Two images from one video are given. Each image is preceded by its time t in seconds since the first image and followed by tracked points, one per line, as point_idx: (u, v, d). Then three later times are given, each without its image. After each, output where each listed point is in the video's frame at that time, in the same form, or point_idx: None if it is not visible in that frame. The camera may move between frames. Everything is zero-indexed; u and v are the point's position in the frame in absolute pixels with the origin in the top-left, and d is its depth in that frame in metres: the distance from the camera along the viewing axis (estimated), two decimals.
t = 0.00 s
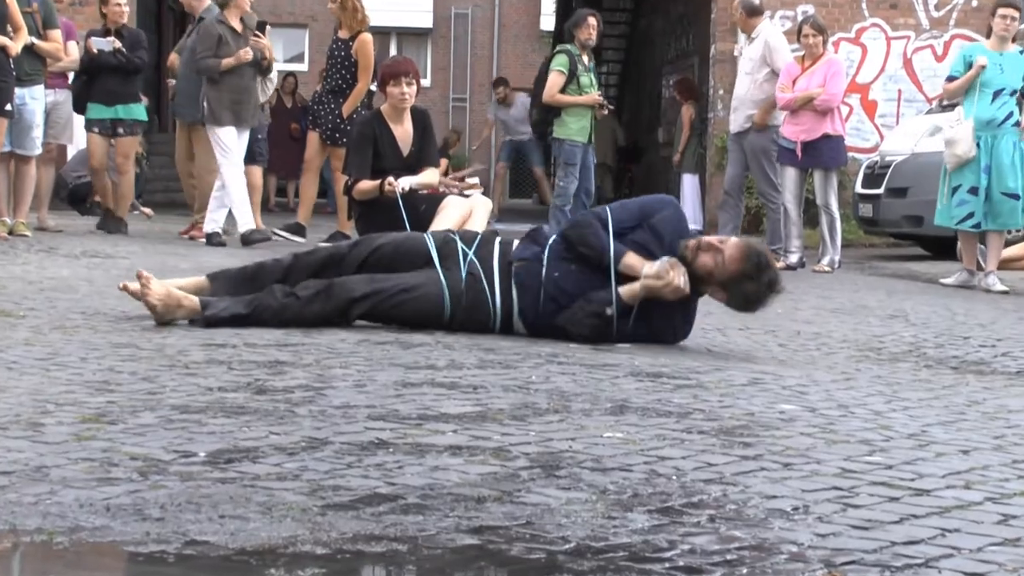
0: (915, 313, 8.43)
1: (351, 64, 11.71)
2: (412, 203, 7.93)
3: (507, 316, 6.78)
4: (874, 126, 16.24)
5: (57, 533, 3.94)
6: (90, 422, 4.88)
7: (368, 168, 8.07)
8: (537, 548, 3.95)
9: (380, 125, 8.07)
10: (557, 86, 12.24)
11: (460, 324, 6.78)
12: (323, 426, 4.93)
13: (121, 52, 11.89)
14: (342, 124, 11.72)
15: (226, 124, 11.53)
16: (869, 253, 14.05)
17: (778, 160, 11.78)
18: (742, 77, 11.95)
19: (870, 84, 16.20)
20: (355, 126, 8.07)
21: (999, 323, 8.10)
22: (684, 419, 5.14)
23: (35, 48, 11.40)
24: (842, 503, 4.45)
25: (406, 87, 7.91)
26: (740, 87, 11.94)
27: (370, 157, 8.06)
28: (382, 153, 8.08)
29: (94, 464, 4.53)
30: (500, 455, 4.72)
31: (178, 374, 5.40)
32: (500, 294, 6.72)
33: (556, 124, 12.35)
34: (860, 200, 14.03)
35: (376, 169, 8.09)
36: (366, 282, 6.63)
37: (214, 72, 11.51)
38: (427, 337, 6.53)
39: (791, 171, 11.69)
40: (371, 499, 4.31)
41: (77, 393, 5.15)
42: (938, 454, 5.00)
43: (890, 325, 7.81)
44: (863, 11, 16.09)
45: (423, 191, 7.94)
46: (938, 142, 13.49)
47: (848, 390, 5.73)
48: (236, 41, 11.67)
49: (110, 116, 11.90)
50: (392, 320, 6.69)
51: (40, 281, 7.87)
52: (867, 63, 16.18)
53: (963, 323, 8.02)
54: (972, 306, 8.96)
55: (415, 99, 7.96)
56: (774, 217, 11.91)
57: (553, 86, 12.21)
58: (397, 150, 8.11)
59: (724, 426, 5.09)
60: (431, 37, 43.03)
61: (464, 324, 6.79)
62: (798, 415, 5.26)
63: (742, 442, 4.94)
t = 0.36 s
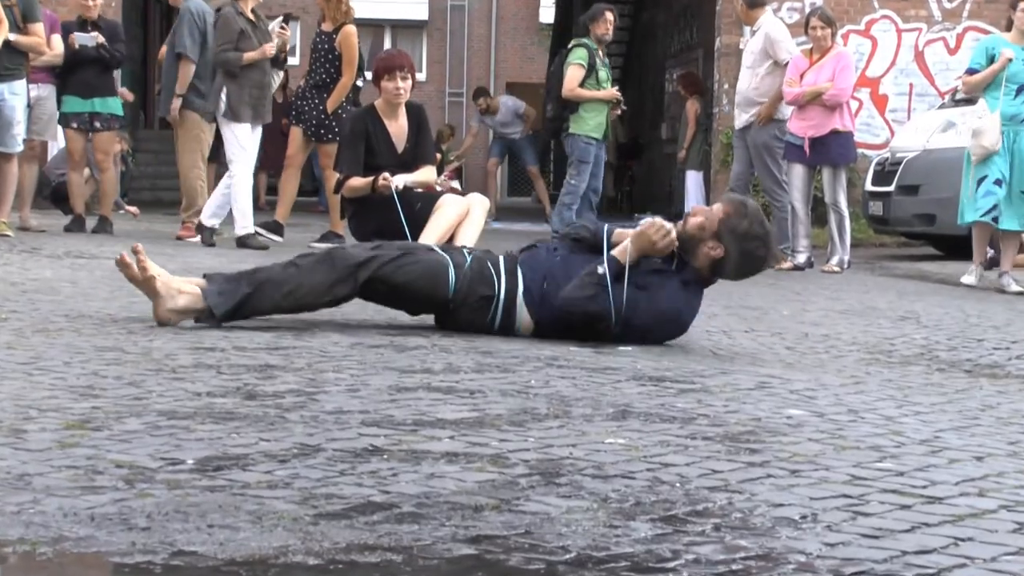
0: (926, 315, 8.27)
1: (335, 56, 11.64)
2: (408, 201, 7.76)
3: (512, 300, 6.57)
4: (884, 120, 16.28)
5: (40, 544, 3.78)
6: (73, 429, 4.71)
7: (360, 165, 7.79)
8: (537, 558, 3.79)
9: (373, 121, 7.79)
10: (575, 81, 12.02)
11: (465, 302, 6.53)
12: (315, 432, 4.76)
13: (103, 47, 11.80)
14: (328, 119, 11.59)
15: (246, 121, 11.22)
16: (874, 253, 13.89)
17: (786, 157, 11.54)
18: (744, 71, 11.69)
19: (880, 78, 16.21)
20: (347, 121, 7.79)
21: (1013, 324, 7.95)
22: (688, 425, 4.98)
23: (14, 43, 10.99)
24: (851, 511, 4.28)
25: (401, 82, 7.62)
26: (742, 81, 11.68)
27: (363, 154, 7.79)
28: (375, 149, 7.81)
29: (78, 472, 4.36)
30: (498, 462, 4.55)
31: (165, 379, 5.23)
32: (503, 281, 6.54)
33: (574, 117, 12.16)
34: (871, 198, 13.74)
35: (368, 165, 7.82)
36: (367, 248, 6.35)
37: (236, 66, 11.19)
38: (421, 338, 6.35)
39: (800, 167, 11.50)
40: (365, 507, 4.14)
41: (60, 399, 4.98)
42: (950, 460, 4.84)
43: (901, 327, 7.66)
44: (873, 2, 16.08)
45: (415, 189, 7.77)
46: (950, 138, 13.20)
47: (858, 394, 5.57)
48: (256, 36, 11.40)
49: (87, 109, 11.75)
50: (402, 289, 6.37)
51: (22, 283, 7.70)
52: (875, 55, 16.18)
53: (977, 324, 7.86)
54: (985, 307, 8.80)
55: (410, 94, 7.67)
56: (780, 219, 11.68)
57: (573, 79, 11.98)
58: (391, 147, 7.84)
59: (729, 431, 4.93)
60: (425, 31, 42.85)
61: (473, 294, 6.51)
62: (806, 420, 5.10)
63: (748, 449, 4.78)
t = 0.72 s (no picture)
0: (942, 325, 8.11)
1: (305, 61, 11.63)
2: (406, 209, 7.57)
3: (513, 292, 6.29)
4: (898, 123, 15.52)
5: (24, 565, 3.61)
6: (59, 446, 4.54)
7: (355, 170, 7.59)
8: None
9: (369, 124, 7.61)
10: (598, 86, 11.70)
11: (465, 294, 6.27)
12: (310, 448, 4.59)
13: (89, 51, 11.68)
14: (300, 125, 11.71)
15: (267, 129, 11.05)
16: (883, 262, 13.74)
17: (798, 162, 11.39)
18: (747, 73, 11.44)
19: (893, 80, 15.49)
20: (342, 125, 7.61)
21: None
22: (696, 439, 4.82)
23: None
24: (866, 528, 4.11)
25: (398, 85, 7.48)
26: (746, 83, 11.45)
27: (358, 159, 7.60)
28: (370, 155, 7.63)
29: (64, 490, 4.19)
30: (499, 479, 4.38)
31: (154, 394, 5.07)
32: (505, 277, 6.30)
33: (595, 122, 11.84)
34: (884, 205, 13.47)
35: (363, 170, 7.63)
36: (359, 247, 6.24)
37: (268, 69, 11.07)
38: (419, 350, 6.18)
39: (810, 172, 11.34)
40: (361, 526, 3.97)
41: (46, 415, 4.81)
42: (968, 475, 4.67)
43: (915, 337, 7.50)
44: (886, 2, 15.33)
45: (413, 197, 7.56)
46: (967, 141, 12.90)
47: (872, 407, 5.41)
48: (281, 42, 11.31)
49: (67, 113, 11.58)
50: (397, 274, 6.14)
51: (8, 295, 7.54)
52: (888, 57, 15.44)
53: (992, 334, 7.69)
54: (1001, 316, 8.62)
55: (407, 97, 7.51)
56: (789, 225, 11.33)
57: (596, 84, 11.66)
58: (387, 152, 7.65)
59: (739, 446, 4.76)
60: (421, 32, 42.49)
61: (473, 283, 6.25)
62: (819, 434, 4.94)
63: (758, 464, 4.60)
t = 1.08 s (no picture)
0: (959, 334, 7.94)
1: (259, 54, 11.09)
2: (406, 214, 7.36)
3: (517, 295, 6.08)
4: (913, 126, 15.18)
5: None
6: (46, 460, 4.38)
7: (351, 174, 7.40)
8: None
9: (365, 126, 7.44)
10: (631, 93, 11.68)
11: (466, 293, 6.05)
12: (305, 463, 4.43)
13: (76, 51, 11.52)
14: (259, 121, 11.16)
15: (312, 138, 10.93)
16: (896, 268, 13.57)
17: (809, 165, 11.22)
18: (757, 74, 11.27)
19: (908, 80, 15.15)
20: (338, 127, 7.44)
21: None
22: (704, 452, 4.66)
23: None
24: (880, 545, 3.93)
25: (394, 87, 7.33)
26: (755, 84, 11.28)
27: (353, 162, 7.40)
28: (365, 158, 7.45)
29: (51, 507, 4.02)
30: (500, 494, 4.22)
31: (143, 407, 4.92)
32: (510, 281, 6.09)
33: (624, 129, 11.86)
34: (899, 210, 13.08)
35: (358, 174, 7.43)
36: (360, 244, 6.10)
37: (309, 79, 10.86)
38: (417, 361, 6.02)
39: (823, 176, 11.16)
40: (358, 543, 3.80)
41: (31, 428, 4.66)
42: (985, 490, 4.51)
43: (931, 347, 7.33)
44: None
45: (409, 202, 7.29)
46: (983, 145, 12.51)
47: (886, 419, 5.26)
48: (319, 46, 10.76)
49: (54, 117, 11.40)
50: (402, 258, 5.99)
51: None
52: (902, 57, 15.13)
53: (1012, 344, 7.52)
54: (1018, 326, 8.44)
55: (404, 99, 7.37)
56: (800, 232, 11.17)
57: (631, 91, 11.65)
58: (384, 155, 7.47)
59: (748, 459, 4.60)
60: (419, 34, 41.59)
61: (474, 282, 6.02)
62: (832, 447, 4.78)
63: (768, 478, 4.44)
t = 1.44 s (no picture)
0: (983, 341, 7.79)
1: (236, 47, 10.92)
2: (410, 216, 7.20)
3: (529, 292, 5.91)
4: (936, 125, 15.03)
5: None
6: (38, 473, 4.22)
7: (354, 176, 7.24)
8: None
9: (368, 127, 7.27)
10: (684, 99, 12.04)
11: (476, 291, 5.86)
12: (306, 475, 4.26)
13: (68, 49, 11.36)
14: (237, 117, 10.91)
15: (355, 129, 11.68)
16: (917, 273, 13.40)
17: (827, 165, 11.05)
18: (773, 73, 11.13)
19: (930, 79, 15.00)
20: (341, 128, 7.26)
21: None
22: (720, 465, 4.49)
23: None
24: (903, 560, 3.71)
25: (398, 87, 7.20)
26: (770, 83, 11.12)
27: (355, 165, 7.22)
28: (369, 159, 7.27)
29: (43, 521, 3.83)
30: (509, 507, 4.05)
31: (140, 418, 4.77)
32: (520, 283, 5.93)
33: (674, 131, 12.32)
34: (921, 212, 12.91)
35: (362, 177, 7.26)
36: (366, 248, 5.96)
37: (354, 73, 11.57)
38: (423, 369, 5.87)
39: (841, 177, 10.98)
40: (361, 559, 3.62)
41: (22, 440, 4.52)
42: (1013, 502, 4.32)
43: (954, 355, 7.18)
44: None
45: (414, 201, 7.20)
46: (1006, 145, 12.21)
47: (908, 430, 5.10)
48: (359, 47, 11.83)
49: (47, 117, 11.25)
50: (409, 263, 5.82)
51: None
52: (925, 55, 14.97)
53: None
54: None
55: (409, 99, 7.22)
56: (818, 236, 11.00)
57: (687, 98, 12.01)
58: (389, 158, 7.30)
59: (766, 472, 4.43)
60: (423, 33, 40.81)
61: (485, 278, 5.85)
62: (852, 460, 4.62)
63: (786, 491, 4.26)
